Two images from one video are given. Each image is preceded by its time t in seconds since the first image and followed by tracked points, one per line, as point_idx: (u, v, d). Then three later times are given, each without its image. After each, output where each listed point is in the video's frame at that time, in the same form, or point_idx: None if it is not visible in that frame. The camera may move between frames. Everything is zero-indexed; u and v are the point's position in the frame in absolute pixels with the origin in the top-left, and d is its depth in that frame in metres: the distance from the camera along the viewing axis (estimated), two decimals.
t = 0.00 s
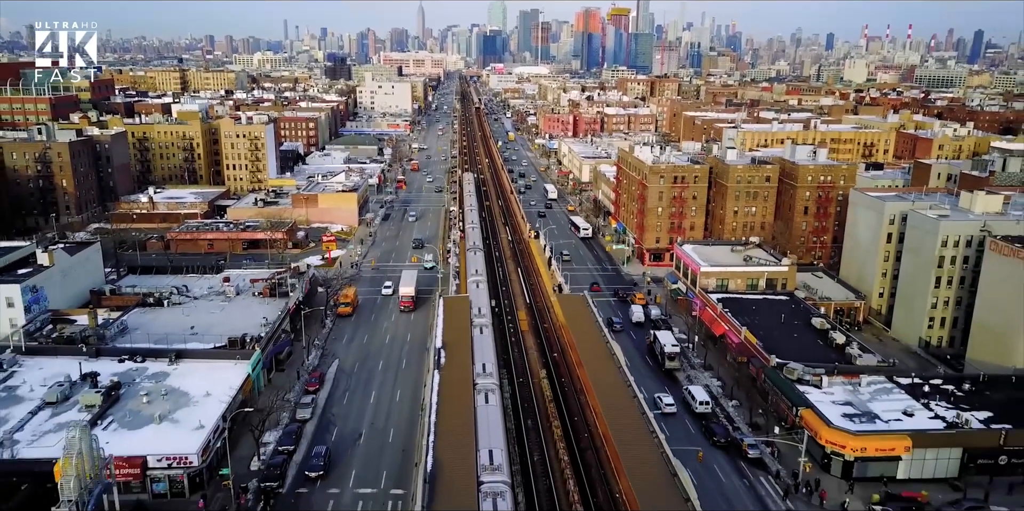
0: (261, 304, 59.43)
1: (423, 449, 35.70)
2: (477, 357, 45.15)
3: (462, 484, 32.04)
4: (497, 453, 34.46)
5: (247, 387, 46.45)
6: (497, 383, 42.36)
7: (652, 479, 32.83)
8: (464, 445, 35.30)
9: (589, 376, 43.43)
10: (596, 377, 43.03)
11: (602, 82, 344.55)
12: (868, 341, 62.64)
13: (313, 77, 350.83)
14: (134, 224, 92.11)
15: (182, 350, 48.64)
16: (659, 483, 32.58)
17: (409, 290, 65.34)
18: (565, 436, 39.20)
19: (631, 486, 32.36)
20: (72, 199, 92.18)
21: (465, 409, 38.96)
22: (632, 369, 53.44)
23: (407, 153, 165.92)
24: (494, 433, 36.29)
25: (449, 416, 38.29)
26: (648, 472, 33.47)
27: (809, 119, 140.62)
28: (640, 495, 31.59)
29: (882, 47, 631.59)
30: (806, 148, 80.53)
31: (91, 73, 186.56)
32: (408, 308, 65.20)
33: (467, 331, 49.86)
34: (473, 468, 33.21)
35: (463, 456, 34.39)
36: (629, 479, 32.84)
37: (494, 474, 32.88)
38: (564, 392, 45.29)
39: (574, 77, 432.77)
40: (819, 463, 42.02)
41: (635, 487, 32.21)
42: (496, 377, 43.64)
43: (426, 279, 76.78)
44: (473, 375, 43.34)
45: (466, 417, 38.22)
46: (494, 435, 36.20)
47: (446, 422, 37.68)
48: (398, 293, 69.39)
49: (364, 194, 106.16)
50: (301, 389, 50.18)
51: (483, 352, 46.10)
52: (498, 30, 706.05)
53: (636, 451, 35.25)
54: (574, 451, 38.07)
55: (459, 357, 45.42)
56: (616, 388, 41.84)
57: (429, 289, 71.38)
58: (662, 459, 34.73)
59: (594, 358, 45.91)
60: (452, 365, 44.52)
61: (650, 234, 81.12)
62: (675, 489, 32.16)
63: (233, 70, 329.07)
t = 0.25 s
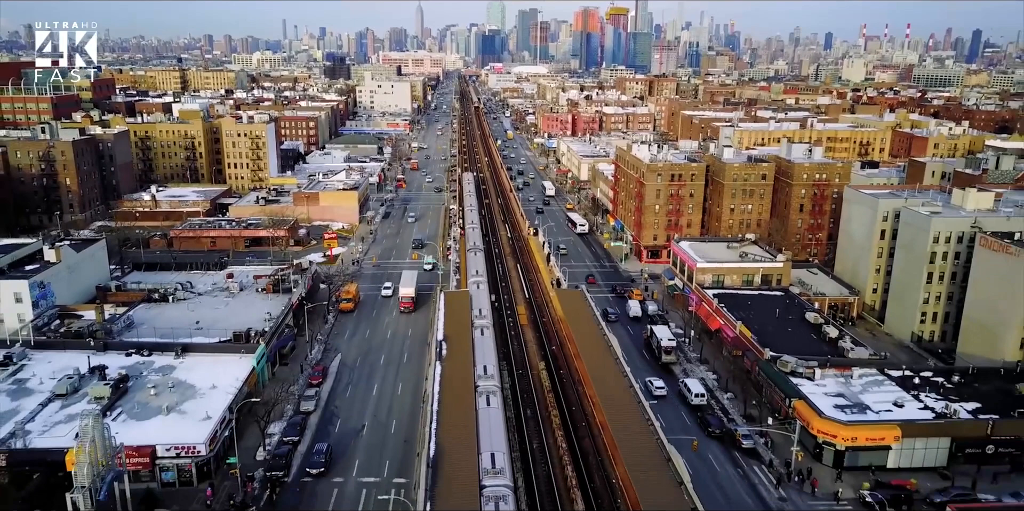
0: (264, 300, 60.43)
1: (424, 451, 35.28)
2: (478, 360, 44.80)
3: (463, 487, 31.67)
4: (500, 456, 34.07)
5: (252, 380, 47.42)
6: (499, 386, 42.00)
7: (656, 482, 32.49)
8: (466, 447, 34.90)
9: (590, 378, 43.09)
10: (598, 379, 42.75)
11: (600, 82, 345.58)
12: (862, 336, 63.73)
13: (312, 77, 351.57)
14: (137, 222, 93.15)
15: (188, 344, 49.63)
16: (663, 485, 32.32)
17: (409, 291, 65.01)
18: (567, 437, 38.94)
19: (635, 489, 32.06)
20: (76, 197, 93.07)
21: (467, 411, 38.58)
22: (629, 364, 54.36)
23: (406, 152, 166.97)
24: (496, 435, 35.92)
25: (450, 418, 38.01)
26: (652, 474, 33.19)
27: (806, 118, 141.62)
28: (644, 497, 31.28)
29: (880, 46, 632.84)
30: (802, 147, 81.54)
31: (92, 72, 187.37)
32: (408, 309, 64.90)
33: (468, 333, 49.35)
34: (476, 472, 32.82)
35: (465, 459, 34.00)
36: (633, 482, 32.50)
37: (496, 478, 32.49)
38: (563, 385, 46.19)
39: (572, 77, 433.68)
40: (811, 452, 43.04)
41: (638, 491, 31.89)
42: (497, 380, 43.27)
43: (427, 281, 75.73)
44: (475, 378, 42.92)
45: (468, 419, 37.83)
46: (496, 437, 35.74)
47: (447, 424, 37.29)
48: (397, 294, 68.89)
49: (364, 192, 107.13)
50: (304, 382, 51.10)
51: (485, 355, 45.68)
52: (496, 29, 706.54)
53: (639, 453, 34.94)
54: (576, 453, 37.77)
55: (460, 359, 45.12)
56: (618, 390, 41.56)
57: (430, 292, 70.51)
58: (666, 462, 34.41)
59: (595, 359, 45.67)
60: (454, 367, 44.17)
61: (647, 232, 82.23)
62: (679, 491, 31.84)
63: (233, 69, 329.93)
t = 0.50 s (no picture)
0: (267, 295, 61.40)
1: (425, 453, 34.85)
2: (479, 361, 44.45)
3: (464, 490, 31.34)
4: (502, 459, 33.77)
5: (257, 373, 48.37)
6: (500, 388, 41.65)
7: (659, 486, 32.23)
8: (468, 450, 34.53)
9: (592, 378, 42.91)
10: (600, 380, 42.47)
11: (599, 81, 346.25)
12: (855, 331, 64.80)
13: (311, 76, 352.42)
14: (140, 220, 94.01)
15: (193, 338, 50.59)
16: (666, 488, 32.10)
17: (409, 292, 64.71)
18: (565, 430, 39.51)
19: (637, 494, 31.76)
20: (79, 195, 93.93)
21: (468, 412, 38.15)
22: (625, 355, 55.67)
23: (406, 151, 167.74)
24: (498, 438, 35.58)
25: (452, 418, 37.74)
26: (655, 477, 32.90)
27: (802, 117, 142.61)
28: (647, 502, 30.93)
29: (878, 46, 634.22)
30: (797, 145, 82.53)
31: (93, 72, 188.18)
32: (408, 309, 64.55)
33: (468, 333, 49.05)
34: (478, 475, 32.48)
35: (467, 462, 33.64)
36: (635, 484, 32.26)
37: (499, 481, 32.16)
38: (562, 377, 47.38)
39: (571, 76, 434.61)
40: (803, 442, 44.06)
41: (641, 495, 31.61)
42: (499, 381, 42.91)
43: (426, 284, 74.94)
44: (476, 380, 42.49)
45: (469, 421, 37.46)
46: (498, 440, 35.39)
47: (449, 425, 36.91)
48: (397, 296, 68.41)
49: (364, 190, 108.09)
50: (307, 375, 52.01)
51: (486, 357, 45.24)
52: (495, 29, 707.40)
53: (642, 455, 34.64)
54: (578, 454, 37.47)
55: (461, 360, 44.74)
56: (620, 390, 41.40)
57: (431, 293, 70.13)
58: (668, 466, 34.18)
59: (597, 360, 45.41)
60: (455, 367, 43.87)
61: (645, 229, 83.33)
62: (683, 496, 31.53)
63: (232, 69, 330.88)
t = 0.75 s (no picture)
0: (270, 291, 62.36)
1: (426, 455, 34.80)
2: (480, 362, 44.44)
3: (466, 490, 31.36)
4: (504, 461, 33.82)
5: (261, 366, 49.33)
6: (502, 390, 41.62)
7: (660, 482, 32.21)
8: (470, 451, 34.53)
9: (592, 376, 43.11)
10: (601, 379, 42.47)
11: (597, 80, 347.06)
12: (849, 326, 65.86)
13: (311, 76, 353.26)
14: (143, 219, 94.93)
15: (198, 332, 51.54)
16: (668, 485, 32.03)
17: (409, 292, 64.43)
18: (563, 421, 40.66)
19: (638, 490, 31.63)
20: (82, 193, 94.79)
21: (469, 413, 38.07)
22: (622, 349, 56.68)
23: (405, 150, 168.58)
24: (500, 441, 35.53)
25: (454, 418, 37.72)
26: (657, 475, 32.82)
27: (799, 116, 143.63)
28: (648, 500, 30.81)
29: (877, 45, 635.54)
30: (793, 143, 83.56)
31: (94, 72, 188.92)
32: (408, 310, 64.26)
33: (469, 333, 49.03)
34: (480, 477, 32.44)
35: (468, 463, 33.62)
36: (636, 481, 32.23)
37: (501, 484, 32.18)
38: (560, 368, 48.94)
39: (569, 76, 435.58)
40: (796, 432, 45.10)
41: (642, 491, 31.53)
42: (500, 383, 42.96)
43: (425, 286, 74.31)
44: (478, 381, 42.48)
45: (471, 421, 37.51)
46: (500, 442, 35.40)
47: (451, 426, 36.86)
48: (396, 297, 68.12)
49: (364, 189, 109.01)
50: (311, 369, 52.92)
51: (488, 359, 45.22)
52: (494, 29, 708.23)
53: (642, 453, 34.56)
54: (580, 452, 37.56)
55: (462, 361, 44.63)
56: (620, 387, 41.53)
57: (430, 293, 69.77)
58: (669, 463, 34.16)
59: (598, 359, 45.43)
60: (456, 366, 43.91)
61: (642, 226, 84.41)
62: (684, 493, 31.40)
63: (232, 69, 331.85)
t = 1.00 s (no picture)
0: (273, 287, 63.35)
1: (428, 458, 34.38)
2: (481, 363, 43.98)
3: (468, 493, 31.00)
4: (506, 464, 33.50)
5: (265, 361, 50.28)
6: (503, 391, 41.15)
7: (660, 475, 32.49)
8: (471, 453, 34.23)
9: (592, 372, 43.55)
10: (603, 380, 42.26)
11: (596, 80, 348.00)
12: (843, 321, 66.97)
13: (310, 75, 353.97)
14: (145, 217, 95.81)
15: (203, 327, 52.49)
16: (671, 485, 31.83)
17: (409, 293, 64.16)
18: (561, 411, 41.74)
19: (641, 491, 31.34)
20: (85, 192, 95.64)
21: (470, 416, 37.62)
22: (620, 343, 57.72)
23: (405, 150, 169.53)
24: (502, 444, 35.13)
25: (455, 421, 37.22)
26: (660, 475, 32.57)
27: (795, 115, 144.71)
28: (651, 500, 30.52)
29: (875, 45, 636.87)
30: (788, 142, 84.55)
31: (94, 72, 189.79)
32: (408, 311, 63.88)
33: (470, 335, 48.60)
34: (482, 480, 32.01)
35: (470, 466, 33.25)
36: (636, 474, 32.55)
37: (504, 486, 31.85)
38: (558, 360, 50.42)
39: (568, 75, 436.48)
40: (789, 423, 46.17)
41: (645, 490, 31.25)
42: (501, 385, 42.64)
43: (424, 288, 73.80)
44: (479, 382, 42.11)
45: (472, 423, 37.14)
46: (502, 445, 35.07)
47: (452, 429, 36.45)
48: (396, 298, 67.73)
49: (364, 187, 109.99)
50: (313, 363, 53.83)
51: (489, 361, 44.78)
52: (493, 29, 709.23)
53: (644, 454, 34.34)
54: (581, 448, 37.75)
55: (463, 362, 44.19)
56: (619, 383, 42.02)
57: (429, 295, 69.45)
58: (672, 464, 33.93)
59: (599, 360, 45.19)
60: (456, 366, 43.62)
61: (640, 224, 85.49)
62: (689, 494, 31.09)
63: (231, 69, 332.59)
